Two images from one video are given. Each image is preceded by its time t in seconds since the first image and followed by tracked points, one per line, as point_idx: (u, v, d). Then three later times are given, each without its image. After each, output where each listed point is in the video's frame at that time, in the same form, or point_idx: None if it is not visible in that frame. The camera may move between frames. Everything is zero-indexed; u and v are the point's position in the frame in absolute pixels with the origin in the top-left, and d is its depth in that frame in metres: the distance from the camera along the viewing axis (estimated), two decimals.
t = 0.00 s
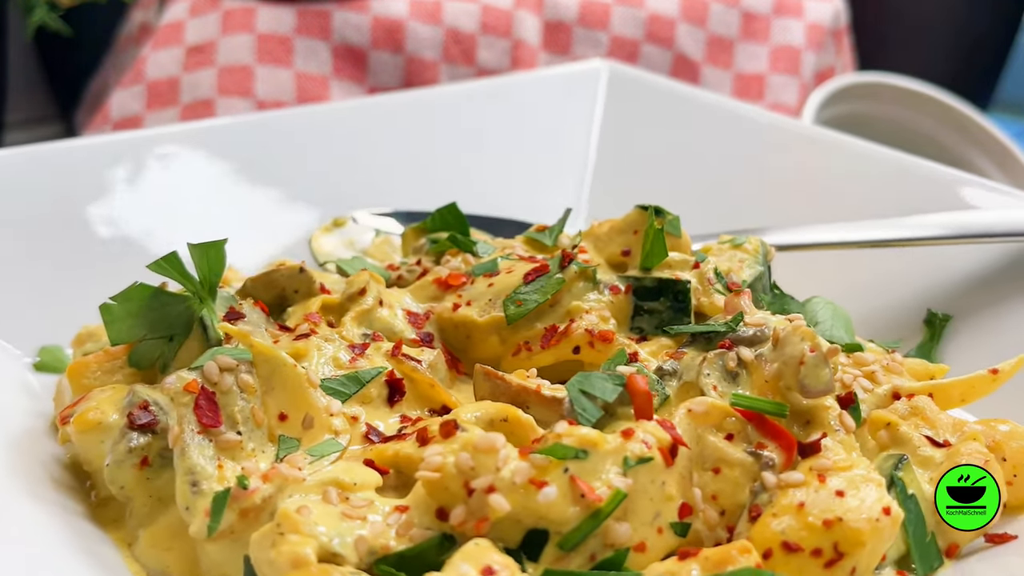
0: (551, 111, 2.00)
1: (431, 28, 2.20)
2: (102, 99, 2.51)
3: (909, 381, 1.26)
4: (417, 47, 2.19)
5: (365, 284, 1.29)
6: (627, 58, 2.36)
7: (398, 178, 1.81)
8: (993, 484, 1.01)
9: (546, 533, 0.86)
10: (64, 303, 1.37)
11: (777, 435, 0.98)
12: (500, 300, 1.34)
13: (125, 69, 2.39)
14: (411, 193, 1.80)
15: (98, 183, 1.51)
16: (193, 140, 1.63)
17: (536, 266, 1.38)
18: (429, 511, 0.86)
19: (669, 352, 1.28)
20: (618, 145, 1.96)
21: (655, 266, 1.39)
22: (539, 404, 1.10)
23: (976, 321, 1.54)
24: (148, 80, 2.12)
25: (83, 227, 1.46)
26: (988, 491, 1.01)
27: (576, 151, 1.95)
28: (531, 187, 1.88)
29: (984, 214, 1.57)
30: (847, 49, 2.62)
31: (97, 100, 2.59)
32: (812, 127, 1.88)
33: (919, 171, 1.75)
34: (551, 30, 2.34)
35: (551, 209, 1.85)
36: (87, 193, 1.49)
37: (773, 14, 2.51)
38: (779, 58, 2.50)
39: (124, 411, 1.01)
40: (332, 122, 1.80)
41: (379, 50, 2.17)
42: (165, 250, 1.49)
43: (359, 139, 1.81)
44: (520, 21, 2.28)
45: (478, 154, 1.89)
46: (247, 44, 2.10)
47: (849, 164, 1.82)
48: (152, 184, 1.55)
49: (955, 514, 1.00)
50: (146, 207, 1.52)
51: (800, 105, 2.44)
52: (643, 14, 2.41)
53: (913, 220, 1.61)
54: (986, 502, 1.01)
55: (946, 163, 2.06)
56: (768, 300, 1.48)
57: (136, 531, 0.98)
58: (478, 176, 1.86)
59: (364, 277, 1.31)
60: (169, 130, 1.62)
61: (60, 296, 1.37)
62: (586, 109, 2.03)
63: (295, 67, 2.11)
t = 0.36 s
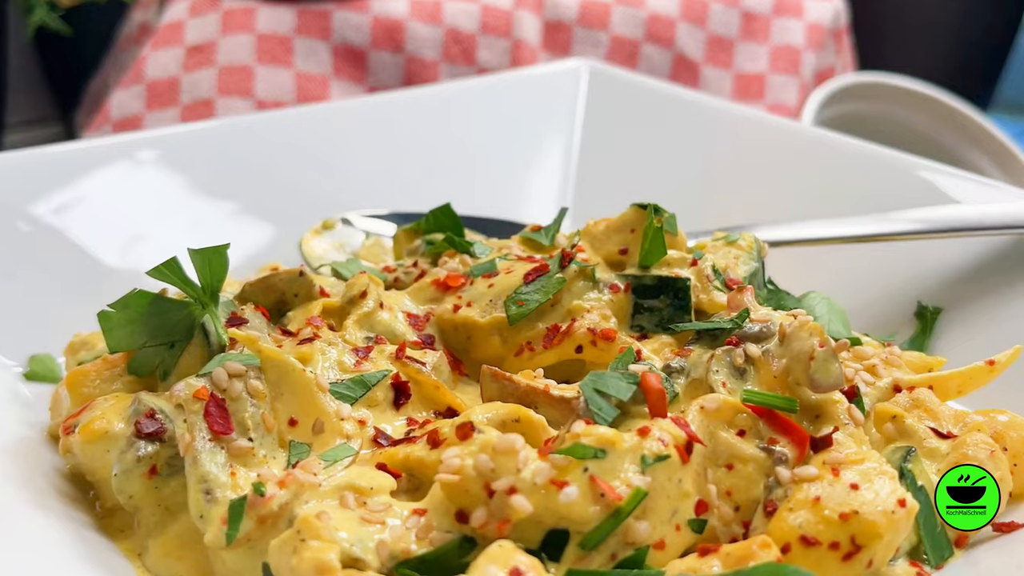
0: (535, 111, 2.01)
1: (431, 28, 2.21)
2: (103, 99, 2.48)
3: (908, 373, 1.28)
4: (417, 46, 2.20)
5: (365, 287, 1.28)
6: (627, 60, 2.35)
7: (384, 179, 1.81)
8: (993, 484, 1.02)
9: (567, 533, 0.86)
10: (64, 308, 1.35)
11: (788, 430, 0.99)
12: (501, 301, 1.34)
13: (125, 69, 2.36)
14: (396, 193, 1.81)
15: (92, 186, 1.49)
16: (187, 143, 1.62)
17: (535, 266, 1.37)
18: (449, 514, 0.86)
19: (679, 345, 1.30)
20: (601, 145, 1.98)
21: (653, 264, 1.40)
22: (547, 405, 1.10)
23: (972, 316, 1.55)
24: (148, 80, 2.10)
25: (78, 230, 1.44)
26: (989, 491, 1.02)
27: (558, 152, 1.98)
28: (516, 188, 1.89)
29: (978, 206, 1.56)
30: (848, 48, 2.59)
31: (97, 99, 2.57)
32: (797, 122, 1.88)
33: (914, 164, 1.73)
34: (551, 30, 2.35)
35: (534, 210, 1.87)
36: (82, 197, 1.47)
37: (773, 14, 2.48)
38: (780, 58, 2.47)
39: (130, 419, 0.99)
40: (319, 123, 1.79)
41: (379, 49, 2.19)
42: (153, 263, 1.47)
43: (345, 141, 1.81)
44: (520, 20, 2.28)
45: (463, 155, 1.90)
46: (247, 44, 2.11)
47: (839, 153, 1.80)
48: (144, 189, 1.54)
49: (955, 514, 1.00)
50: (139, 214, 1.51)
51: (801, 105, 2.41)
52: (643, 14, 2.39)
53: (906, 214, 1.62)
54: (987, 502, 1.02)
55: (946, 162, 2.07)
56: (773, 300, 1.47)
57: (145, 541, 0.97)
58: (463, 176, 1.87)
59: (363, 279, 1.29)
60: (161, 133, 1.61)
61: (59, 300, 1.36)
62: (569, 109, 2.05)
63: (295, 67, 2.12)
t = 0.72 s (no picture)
0: (521, 111, 2.02)
1: (431, 28, 2.21)
2: (103, 99, 2.47)
3: (906, 367, 1.30)
4: (417, 47, 2.19)
5: (366, 290, 1.27)
6: (626, 60, 2.35)
7: (372, 181, 1.80)
8: (993, 484, 1.03)
9: (584, 533, 0.86)
10: (63, 312, 1.34)
11: (797, 425, 1.00)
12: (501, 301, 1.34)
13: (125, 70, 2.34)
14: (379, 194, 1.80)
15: (87, 189, 1.48)
16: (179, 145, 1.62)
17: (535, 266, 1.37)
18: (466, 515, 0.86)
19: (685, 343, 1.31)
20: (587, 144, 1.99)
21: (651, 263, 1.41)
22: (554, 405, 1.10)
23: (964, 311, 1.56)
24: (148, 81, 2.11)
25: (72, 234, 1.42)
26: (988, 491, 1.03)
27: (543, 151, 1.98)
28: (502, 187, 1.89)
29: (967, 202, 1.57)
30: (847, 48, 2.59)
31: (97, 100, 2.56)
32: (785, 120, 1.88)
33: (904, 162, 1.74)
34: (551, 30, 2.35)
35: (518, 209, 1.88)
36: (78, 201, 1.46)
37: (773, 14, 2.49)
38: (779, 58, 2.48)
39: (136, 426, 0.98)
40: (308, 124, 1.79)
41: (379, 49, 2.19)
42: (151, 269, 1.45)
43: (333, 141, 1.80)
44: (520, 20, 2.28)
45: (450, 155, 1.90)
46: (247, 44, 2.10)
47: (830, 150, 1.82)
48: (138, 194, 1.52)
49: (955, 514, 1.00)
50: (132, 219, 1.49)
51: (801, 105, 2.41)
52: (642, 14, 2.38)
53: (898, 211, 1.63)
54: (986, 502, 1.02)
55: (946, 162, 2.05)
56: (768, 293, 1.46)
57: (154, 549, 0.95)
58: (449, 176, 1.87)
59: (363, 282, 1.29)
60: (153, 136, 1.60)
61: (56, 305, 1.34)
62: (555, 109, 2.05)
63: (295, 67, 2.12)
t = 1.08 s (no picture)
0: (505, 109, 2.01)
1: (431, 28, 2.22)
2: (102, 100, 2.45)
3: (904, 360, 1.31)
4: (417, 47, 2.21)
5: (366, 293, 1.26)
6: (626, 61, 2.35)
7: (357, 181, 1.79)
8: (993, 485, 1.02)
9: (604, 533, 0.85)
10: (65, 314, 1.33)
11: (807, 420, 1.01)
12: (502, 302, 1.34)
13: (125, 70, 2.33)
14: (364, 196, 1.79)
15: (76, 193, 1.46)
16: (173, 147, 1.60)
17: (534, 266, 1.37)
18: (485, 517, 0.86)
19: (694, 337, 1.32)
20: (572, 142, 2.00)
21: (650, 261, 1.41)
22: (563, 404, 1.10)
23: (952, 307, 1.59)
24: (148, 81, 2.12)
25: (65, 243, 1.40)
26: (988, 491, 1.03)
27: (527, 150, 1.98)
28: (484, 187, 1.90)
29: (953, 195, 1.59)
30: (848, 48, 2.57)
31: (98, 101, 2.54)
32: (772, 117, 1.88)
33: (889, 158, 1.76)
34: (551, 31, 2.34)
35: (502, 213, 1.88)
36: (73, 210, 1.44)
37: (773, 14, 2.48)
38: (779, 58, 2.46)
39: (144, 435, 0.96)
40: (295, 123, 1.77)
41: (379, 49, 2.20)
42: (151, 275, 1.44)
43: (319, 141, 1.79)
44: (520, 20, 2.29)
45: (435, 154, 1.90)
46: (247, 43, 2.12)
47: (817, 145, 1.82)
48: (125, 197, 1.50)
49: (955, 514, 0.99)
50: (116, 224, 1.47)
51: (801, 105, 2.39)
52: (643, 14, 2.39)
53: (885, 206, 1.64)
54: (986, 503, 1.02)
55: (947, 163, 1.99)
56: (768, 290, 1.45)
57: (164, 559, 0.94)
58: (433, 176, 1.87)
59: (363, 285, 1.27)
60: (144, 137, 1.58)
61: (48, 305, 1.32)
62: (540, 106, 2.05)
63: (295, 67, 2.13)
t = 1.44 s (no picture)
0: (489, 110, 2.01)
1: (431, 28, 2.22)
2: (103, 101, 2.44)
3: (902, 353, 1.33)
4: (417, 47, 2.21)
5: (367, 295, 1.25)
6: (626, 61, 2.35)
7: (344, 182, 1.78)
8: (994, 485, 0.98)
9: (624, 531, 0.85)
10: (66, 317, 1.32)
11: (817, 415, 1.01)
12: (504, 302, 1.33)
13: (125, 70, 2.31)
14: (351, 198, 1.78)
15: (65, 202, 1.43)
16: (165, 148, 1.58)
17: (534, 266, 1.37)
18: (505, 518, 0.85)
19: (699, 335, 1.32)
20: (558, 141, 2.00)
21: (649, 259, 1.41)
22: (572, 403, 1.10)
23: (940, 301, 1.60)
24: (147, 80, 2.12)
25: (52, 252, 1.37)
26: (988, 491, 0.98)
27: (511, 149, 1.98)
28: (471, 187, 1.90)
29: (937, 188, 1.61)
30: (847, 49, 2.53)
31: (97, 101, 2.53)
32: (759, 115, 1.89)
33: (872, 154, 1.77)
34: (551, 31, 2.34)
35: (487, 214, 1.89)
36: (69, 218, 1.42)
37: (773, 14, 2.45)
38: (779, 58, 2.43)
39: (153, 443, 0.95)
40: (283, 124, 1.75)
41: (379, 49, 2.20)
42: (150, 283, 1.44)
43: (307, 142, 1.77)
44: (520, 20, 2.30)
45: (421, 155, 1.89)
46: (248, 44, 2.13)
47: (802, 141, 1.83)
48: (116, 203, 1.48)
49: (955, 514, 0.95)
50: (109, 230, 1.45)
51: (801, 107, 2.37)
52: (642, 14, 2.38)
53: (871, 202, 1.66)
54: (987, 502, 0.98)
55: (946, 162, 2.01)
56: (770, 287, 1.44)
57: (176, 568, 0.93)
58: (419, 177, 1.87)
59: (364, 287, 1.27)
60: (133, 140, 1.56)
61: (46, 305, 1.31)
62: (523, 106, 2.05)
63: (295, 67, 2.13)
